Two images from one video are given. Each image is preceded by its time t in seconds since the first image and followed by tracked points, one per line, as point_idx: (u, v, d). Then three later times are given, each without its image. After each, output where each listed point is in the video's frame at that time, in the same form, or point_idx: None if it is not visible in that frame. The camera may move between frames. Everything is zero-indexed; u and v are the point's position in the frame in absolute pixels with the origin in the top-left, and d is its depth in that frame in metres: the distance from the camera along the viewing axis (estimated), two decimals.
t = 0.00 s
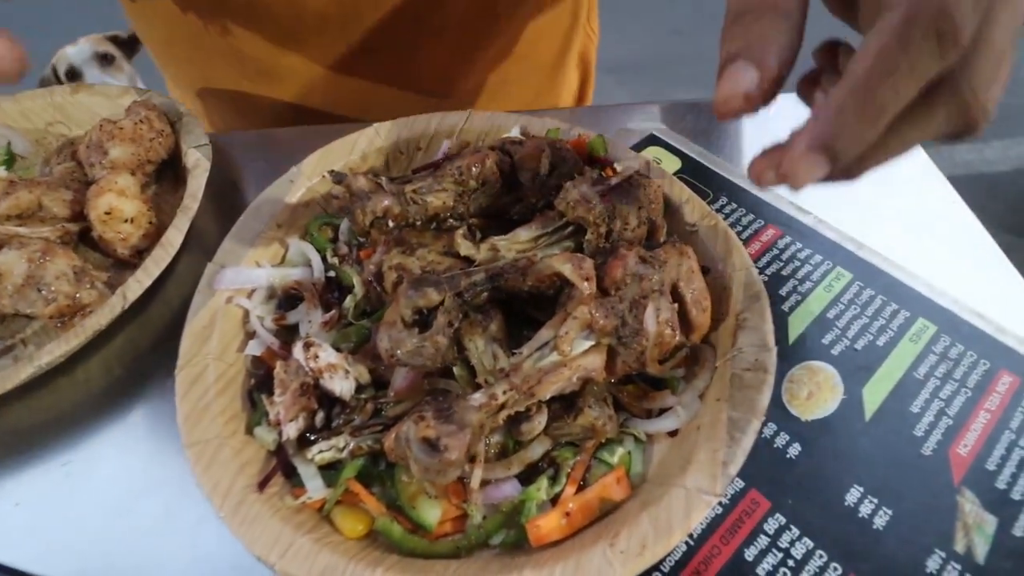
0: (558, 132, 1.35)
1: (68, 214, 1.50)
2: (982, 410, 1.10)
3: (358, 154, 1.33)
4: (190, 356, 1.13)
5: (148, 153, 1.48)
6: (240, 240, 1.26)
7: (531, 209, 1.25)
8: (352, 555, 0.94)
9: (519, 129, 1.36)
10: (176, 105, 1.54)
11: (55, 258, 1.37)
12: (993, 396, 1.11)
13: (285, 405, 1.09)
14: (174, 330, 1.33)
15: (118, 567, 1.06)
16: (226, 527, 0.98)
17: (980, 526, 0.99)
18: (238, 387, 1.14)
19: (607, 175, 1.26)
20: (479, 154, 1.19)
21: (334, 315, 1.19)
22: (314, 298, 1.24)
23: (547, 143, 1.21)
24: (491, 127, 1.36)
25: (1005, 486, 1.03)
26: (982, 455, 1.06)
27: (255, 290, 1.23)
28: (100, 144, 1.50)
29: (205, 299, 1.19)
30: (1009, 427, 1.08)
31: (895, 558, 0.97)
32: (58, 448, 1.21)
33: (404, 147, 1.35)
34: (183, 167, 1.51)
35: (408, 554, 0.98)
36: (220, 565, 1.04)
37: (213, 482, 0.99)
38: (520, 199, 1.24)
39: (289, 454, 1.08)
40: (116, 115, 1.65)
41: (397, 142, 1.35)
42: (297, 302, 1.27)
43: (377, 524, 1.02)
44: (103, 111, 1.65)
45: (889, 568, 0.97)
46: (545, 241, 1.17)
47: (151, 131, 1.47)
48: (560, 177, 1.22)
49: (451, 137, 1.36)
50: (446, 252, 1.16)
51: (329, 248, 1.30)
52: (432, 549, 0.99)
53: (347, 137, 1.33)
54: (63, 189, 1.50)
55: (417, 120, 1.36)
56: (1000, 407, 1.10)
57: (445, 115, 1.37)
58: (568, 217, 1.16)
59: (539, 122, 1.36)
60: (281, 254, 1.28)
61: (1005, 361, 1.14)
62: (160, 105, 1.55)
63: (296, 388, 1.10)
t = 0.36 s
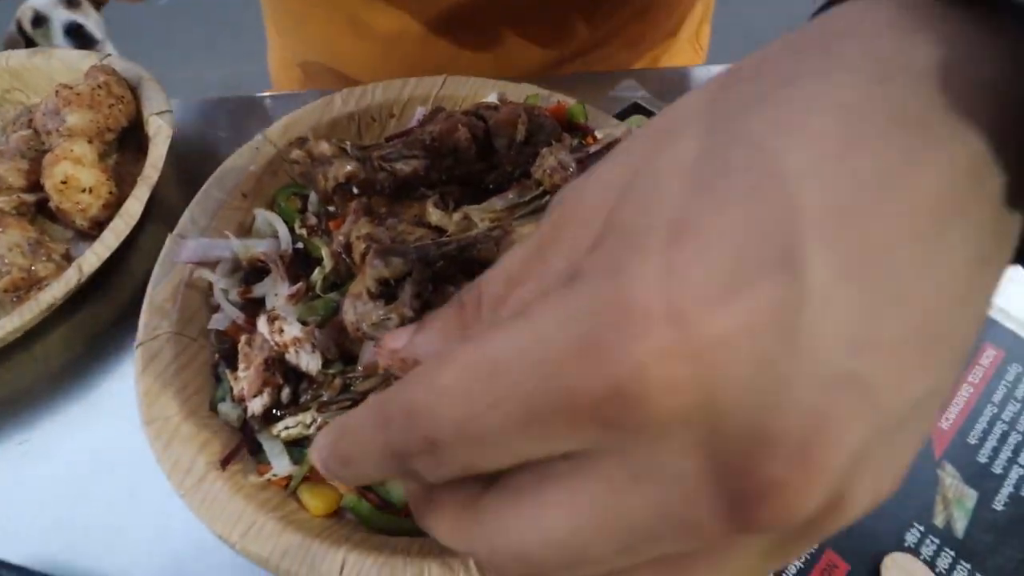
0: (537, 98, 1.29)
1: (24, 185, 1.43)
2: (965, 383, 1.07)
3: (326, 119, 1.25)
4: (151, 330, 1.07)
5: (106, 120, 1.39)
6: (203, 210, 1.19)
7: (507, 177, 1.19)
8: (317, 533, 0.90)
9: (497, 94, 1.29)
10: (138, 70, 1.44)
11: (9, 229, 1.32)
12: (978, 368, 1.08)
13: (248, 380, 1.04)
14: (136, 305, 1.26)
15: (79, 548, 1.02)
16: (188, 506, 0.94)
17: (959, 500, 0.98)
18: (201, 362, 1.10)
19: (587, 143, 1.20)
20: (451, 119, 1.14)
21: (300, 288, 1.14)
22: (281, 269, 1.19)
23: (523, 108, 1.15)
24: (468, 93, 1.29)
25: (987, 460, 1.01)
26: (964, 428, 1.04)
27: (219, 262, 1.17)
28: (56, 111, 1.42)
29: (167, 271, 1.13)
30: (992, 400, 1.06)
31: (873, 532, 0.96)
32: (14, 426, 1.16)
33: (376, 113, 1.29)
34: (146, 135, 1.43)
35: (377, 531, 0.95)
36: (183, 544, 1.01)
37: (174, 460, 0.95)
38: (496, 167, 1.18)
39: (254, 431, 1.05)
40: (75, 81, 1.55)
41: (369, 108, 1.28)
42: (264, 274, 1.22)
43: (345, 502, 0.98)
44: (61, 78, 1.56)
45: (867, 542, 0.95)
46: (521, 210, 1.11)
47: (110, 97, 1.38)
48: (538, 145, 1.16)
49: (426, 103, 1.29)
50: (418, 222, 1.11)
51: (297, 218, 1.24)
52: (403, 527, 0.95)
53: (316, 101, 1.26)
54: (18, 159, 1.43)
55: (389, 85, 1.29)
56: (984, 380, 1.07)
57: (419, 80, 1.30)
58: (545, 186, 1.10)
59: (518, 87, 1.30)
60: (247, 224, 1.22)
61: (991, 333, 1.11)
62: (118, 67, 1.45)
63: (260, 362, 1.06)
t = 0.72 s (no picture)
0: (519, 81, 1.29)
1: (4, 167, 1.42)
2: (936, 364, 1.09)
3: (307, 102, 1.25)
4: (130, 313, 1.06)
5: (85, 102, 1.37)
6: (183, 192, 1.18)
7: (488, 159, 1.20)
8: (296, 511, 0.91)
9: (480, 77, 1.29)
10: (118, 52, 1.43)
11: None
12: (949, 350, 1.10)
13: (228, 361, 1.05)
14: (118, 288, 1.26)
15: (62, 527, 1.03)
16: (167, 486, 0.95)
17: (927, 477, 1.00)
18: (182, 344, 1.10)
19: (568, 126, 1.21)
20: (431, 101, 1.13)
21: (281, 270, 1.15)
22: (261, 250, 1.20)
23: (503, 91, 1.15)
24: (450, 76, 1.29)
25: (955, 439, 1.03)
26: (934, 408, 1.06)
27: (200, 244, 1.16)
28: (35, 92, 1.41)
29: (147, 253, 1.13)
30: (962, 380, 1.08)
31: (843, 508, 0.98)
32: None
33: (358, 96, 1.28)
34: (126, 118, 1.41)
35: (356, 509, 0.95)
36: (166, 523, 1.02)
37: (153, 440, 0.95)
38: (476, 150, 1.19)
39: (236, 412, 1.05)
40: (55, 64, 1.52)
41: (350, 91, 1.28)
42: (246, 257, 1.22)
43: (325, 480, 0.99)
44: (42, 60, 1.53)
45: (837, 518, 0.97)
46: (501, 193, 1.11)
47: (89, 79, 1.37)
48: (519, 128, 1.16)
49: (408, 86, 1.29)
50: (398, 203, 1.12)
51: (279, 201, 1.24)
52: (381, 505, 0.96)
53: (296, 84, 1.26)
54: None
55: (371, 67, 1.29)
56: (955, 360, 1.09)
57: (402, 62, 1.29)
58: (525, 168, 1.10)
59: (501, 70, 1.30)
60: (227, 208, 1.22)
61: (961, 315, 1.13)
62: (99, 50, 1.43)
63: (240, 344, 1.06)
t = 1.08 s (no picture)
0: (516, 59, 1.22)
1: None
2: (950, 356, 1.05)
3: (292, 80, 1.18)
4: (102, 303, 1.00)
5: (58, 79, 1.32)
6: (159, 175, 1.11)
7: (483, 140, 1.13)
8: (279, 512, 0.85)
9: (474, 54, 1.22)
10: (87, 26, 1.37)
11: None
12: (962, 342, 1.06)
13: (206, 355, 0.99)
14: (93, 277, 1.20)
15: (31, 532, 0.97)
16: (142, 487, 0.89)
17: (942, 475, 0.96)
18: (159, 336, 1.03)
19: (567, 106, 1.15)
20: (424, 78, 1.07)
21: (263, 258, 1.09)
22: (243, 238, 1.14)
23: (499, 68, 1.09)
24: (442, 54, 1.22)
25: (970, 434, 0.99)
26: (948, 402, 1.02)
27: (178, 231, 1.10)
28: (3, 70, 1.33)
29: (121, 240, 1.06)
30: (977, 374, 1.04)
31: (854, 507, 0.93)
32: None
33: (346, 74, 1.21)
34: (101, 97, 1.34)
35: (342, 510, 0.90)
36: (142, 526, 0.96)
37: (126, 439, 0.89)
38: (471, 131, 1.12)
39: (216, 408, 0.99)
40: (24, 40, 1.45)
41: (337, 69, 1.21)
42: (227, 245, 1.16)
43: (310, 480, 0.94)
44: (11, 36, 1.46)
45: (848, 517, 0.93)
46: (497, 175, 1.05)
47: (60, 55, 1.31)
48: (516, 108, 1.10)
49: (399, 64, 1.22)
50: (387, 188, 1.04)
51: (262, 184, 1.17)
52: (369, 505, 0.91)
53: (279, 60, 1.18)
54: None
55: (359, 43, 1.22)
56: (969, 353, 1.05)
57: (392, 38, 1.23)
58: (521, 149, 1.02)
59: (496, 48, 1.23)
60: (208, 192, 1.15)
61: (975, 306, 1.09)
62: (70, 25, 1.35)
63: (219, 336, 1.00)
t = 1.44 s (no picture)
0: (499, 50, 1.20)
1: None
2: (937, 352, 1.04)
3: (271, 73, 1.15)
4: (75, 301, 0.97)
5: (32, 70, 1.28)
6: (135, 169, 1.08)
7: (466, 134, 1.11)
8: (254, 514, 0.83)
9: (458, 45, 1.20)
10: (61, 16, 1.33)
11: None
12: (949, 338, 1.05)
13: (182, 353, 0.97)
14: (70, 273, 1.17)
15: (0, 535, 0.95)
16: (115, 488, 0.87)
17: (928, 472, 0.95)
18: (135, 334, 1.01)
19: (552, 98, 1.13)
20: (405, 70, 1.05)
21: (240, 254, 1.07)
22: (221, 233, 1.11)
23: (483, 61, 1.06)
24: (425, 44, 1.20)
25: (958, 431, 0.98)
26: (935, 399, 1.00)
27: (156, 227, 1.08)
28: None
29: (95, 236, 1.03)
30: (964, 369, 1.03)
31: (840, 505, 0.92)
32: None
33: (326, 66, 1.19)
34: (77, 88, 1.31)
35: (319, 510, 0.89)
36: (116, 527, 0.95)
37: (98, 438, 0.87)
38: (455, 125, 1.10)
39: (191, 407, 0.97)
40: None
41: (317, 60, 1.18)
42: (205, 240, 1.13)
43: (286, 479, 0.92)
44: None
45: (834, 515, 0.92)
46: (480, 169, 1.03)
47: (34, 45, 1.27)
48: (500, 102, 1.05)
49: (381, 55, 1.20)
50: (367, 181, 1.02)
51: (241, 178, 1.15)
52: (347, 505, 0.90)
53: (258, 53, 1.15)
54: None
55: (341, 34, 1.19)
56: (956, 349, 1.04)
57: (373, 29, 1.20)
58: (504, 143, 0.99)
59: (480, 38, 1.21)
60: (186, 187, 1.12)
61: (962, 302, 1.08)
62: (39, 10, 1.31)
63: (195, 334, 0.98)
